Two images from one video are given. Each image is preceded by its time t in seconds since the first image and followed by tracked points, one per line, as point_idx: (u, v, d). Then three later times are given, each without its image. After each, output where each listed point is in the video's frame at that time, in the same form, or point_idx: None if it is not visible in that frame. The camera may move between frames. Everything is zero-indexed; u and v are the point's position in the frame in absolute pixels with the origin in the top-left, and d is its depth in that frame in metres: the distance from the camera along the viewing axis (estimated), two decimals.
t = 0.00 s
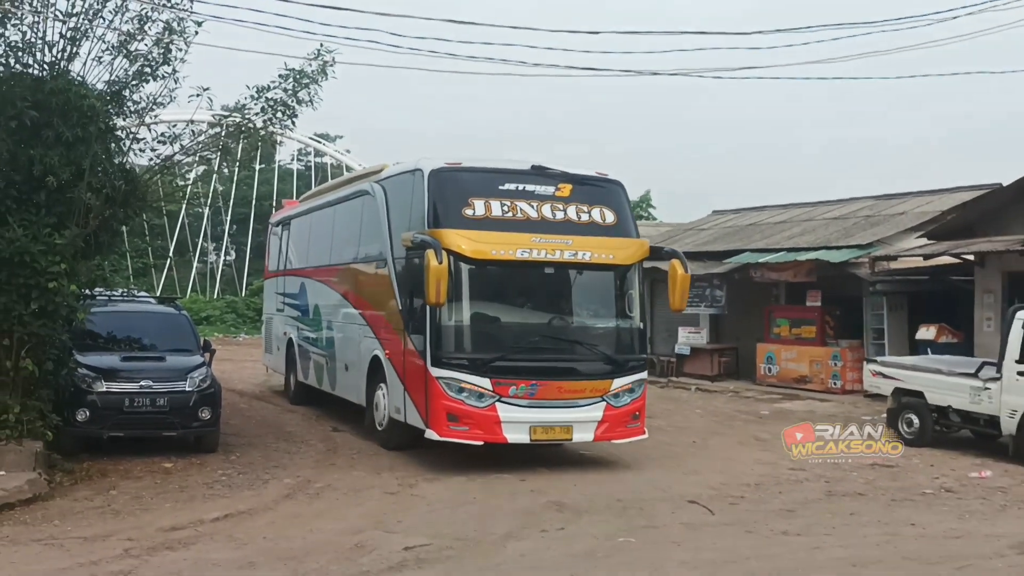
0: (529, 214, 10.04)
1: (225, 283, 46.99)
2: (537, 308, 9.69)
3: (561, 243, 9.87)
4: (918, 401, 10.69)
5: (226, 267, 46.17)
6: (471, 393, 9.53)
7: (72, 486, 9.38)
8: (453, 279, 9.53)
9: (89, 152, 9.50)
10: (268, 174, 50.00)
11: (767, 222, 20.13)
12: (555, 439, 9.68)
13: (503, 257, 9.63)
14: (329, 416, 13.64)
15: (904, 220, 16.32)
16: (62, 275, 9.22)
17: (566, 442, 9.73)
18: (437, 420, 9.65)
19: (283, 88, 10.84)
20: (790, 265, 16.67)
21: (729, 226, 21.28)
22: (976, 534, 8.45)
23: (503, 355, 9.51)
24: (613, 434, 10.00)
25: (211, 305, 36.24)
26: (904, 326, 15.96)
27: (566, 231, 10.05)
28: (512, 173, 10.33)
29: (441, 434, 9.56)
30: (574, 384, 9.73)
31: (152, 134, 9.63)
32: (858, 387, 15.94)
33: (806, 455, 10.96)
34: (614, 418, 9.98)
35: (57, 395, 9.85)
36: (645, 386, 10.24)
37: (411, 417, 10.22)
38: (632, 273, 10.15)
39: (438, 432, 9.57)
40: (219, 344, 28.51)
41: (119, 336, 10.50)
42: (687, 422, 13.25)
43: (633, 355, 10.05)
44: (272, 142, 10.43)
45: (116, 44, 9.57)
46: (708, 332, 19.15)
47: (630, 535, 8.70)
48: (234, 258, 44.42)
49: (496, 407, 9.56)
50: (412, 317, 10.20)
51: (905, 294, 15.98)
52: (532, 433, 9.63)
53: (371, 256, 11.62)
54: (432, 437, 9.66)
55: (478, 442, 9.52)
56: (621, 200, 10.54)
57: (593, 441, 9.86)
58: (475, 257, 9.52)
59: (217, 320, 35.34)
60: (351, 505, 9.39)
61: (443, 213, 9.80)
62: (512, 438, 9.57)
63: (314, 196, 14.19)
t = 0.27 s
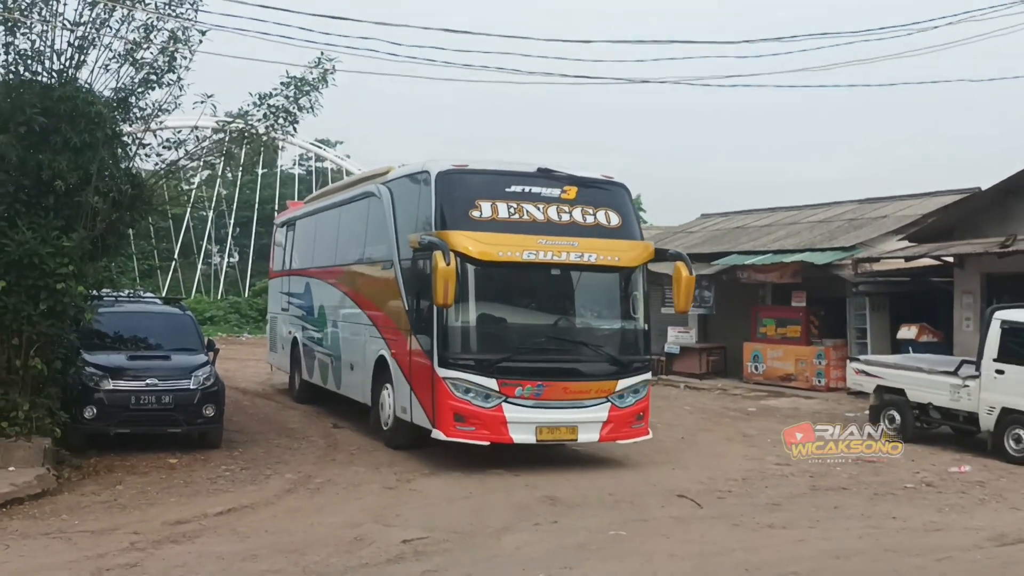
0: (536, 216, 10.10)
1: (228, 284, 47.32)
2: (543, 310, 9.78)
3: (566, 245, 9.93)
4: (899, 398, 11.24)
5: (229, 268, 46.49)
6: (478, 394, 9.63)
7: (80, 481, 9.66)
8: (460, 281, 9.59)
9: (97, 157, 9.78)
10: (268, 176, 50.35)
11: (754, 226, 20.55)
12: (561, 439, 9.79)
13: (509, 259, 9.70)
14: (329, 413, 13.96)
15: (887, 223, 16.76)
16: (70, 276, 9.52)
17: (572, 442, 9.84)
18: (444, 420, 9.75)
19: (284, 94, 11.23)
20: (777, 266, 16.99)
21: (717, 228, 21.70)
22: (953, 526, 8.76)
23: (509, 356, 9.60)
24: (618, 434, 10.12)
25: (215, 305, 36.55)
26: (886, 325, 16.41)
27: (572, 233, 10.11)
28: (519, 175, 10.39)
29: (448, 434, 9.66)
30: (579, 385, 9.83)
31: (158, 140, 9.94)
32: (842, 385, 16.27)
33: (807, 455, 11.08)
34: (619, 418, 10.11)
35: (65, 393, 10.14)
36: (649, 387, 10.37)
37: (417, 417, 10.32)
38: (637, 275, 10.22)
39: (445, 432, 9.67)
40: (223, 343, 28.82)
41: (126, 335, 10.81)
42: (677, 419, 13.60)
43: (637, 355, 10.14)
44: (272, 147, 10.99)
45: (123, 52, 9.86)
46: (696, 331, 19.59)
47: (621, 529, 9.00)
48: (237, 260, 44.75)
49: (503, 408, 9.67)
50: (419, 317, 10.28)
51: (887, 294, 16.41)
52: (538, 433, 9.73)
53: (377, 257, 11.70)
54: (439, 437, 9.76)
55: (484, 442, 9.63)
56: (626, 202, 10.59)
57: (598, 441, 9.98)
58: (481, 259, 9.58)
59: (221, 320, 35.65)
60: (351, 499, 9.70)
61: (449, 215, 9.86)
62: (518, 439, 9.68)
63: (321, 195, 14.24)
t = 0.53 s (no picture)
0: (540, 217, 10.09)
1: (230, 284, 47.68)
2: (547, 310, 9.77)
3: (570, 246, 9.92)
4: (881, 395, 11.64)
5: (232, 269, 46.82)
6: (482, 394, 9.61)
7: (87, 476, 9.96)
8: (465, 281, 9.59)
9: (103, 161, 10.09)
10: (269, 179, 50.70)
11: (741, 228, 21.00)
12: (565, 440, 9.76)
13: (513, 260, 9.70)
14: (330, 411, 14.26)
15: (869, 226, 17.21)
16: (78, 277, 9.82)
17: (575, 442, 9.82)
18: (449, 420, 9.72)
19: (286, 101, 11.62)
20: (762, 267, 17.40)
21: (705, 231, 22.14)
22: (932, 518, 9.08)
23: (513, 356, 9.58)
24: (621, 434, 10.08)
25: (219, 305, 36.88)
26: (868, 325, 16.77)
27: (575, 234, 10.10)
28: (523, 176, 10.38)
29: (452, 434, 9.64)
30: (582, 385, 9.80)
31: (163, 145, 10.25)
32: (826, 381, 16.59)
33: (807, 455, 11.13)
34: (622, 418, 10.07)
35: (73, 390, 10.44)
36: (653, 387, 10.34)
37: (422, 417, 10.30)
38: (640, 276, 10.22)
39: (449, 433, 9.65)
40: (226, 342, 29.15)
41: (131, 335, 11.12)
42: (667, 415, 13.96)
43: (641, 356, 10.12)
44: (273, 152, 11.33)
45: (129, 60, 10.17)
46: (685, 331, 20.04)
47: (612, 522, 9.31)
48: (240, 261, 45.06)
49: (507, 408, 9.63)
50: (423, 318, 10.27)
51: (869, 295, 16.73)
52: (542, 433, 9.70)
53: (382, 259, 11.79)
54: (444, 437, 9.74)
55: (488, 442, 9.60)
56: (630, 204, 10.57)
57: (602, 441, 9.95)
58: (485, 260, 9.58)
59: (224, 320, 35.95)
60: (350, 493, 10.01)
61: (454, 216, 9.86)
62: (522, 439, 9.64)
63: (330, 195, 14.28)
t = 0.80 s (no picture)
0: (542, 220, 10.21)
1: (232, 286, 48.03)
2: (550, 312, 9.88)
3: (573, 248, 10.04)
4: (863, 392, 12.01)
5: (236, 271, 47.11)
6: (486, 396, 9.70)
7: (95, 471, 10.26)
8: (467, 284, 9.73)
9: (111, 165, 10.41)
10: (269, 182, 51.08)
11: (728, 231, 21.51)
12: (568, 440, 9.86)
13: (516, 263, 9.82)
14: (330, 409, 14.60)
15: (852, 229, 17.82)
16: (86, 278, 10.13)
17: (579, 443, 9.92)
18: (453, 422, 9.79)
19: (288, 108, 12.01)
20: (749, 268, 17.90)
21: (693, 233, 22.64)
22: (911, 508, 9.44)
23: (517, 357, 9.70)
24: (624, 434, 10.14)
25: (224, 305, 37.17)
26: (851, 325, 17.25)
27: (577, 237, 10.22)
28: (525, 180, 10.51)
29: (457, 436, 9.71)
30: (586, 386, 9.92)
31: (169, 149, 10.59)
32: (812, 379, 17.11)
33: (807, 455, 11.29)
34: (625, 419, 10.15)
35: (81, 388, 10.74)
36: (656, 388, 10.43)
37: (426, 419, 10.38)
38: (641, 277, 10.33)
39: (453, 434, 9.72)
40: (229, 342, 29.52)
41: (139, 334, 11.45)
42: (659, 411, 14.34)
43: (642, 357, 10.23)
44: (278, 158, 11.49)
45: (136, 68, 10.49)
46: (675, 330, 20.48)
47: (603, 514, 9.65)
48: (244, 263, 45.37)
49: (511, 410, 9.72)
50: (428, 321, 10.39)
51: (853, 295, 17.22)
52: (546, 434, 9.80)
53: (384, 261, 11.99)
54: (447, 439, 9.81)
55: (493, 444, 9.69)
56: (630, 207, 10.71)
57: (605, 442, 10.03)
58: (489, 262, 9.70)
59: (229, 320, 36.21)
60: (351, 487, 10.35)
61: (457, 220, 9.99)
62: (526, 440, 9.74)
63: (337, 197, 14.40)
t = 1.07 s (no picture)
0: (546, 220, 10.11)
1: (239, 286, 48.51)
2: (556, 312, 9.81)
3: (578, 248, 9.95)
4: (850, 389, 12.42)
5: (243, 271, 47.55)
6: (493, 396, 9.66)
7: (107, 466, 10.52)
8: (473, 284, 9.65)
9: (123, 170, 10.74)
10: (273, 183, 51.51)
11: (719, 233, 22.12)
12: (575, 439, 9.83)
13: (521, 263, 9.73)
14: (334, 406, 14.93)
15: (840, 232, 18.65)
16: (99, 279, 10.46)
17: (586, 442, 9.88)
18: (460, 422, 9.76)
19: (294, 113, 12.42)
20: (741, 269, 18.48)
21: (685, 235, 23.21)
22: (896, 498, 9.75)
23: (523, 358, 9.63)
24: (630, 433, 10.09)
25: (232, 305, 37.61)
26: (839, 324, 17.80)
27: (582, 237, 10.12)
28: (530, 179, 10.40)
29: (464, 436, 9.67)
30: (592, 385, 9.86)
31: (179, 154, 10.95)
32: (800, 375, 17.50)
33: (808, 455, 11.43)
34: (631, 417, 10.12)
35: (94, 385, 11.09)
36: (661, 387, 10.39)
37: (433, 419, 10.35)
38: (645, 276, 10.26)
39: (461, 434, 9.68)
40: (237, 340, 29.97)
41: (149, 332, 11.83)
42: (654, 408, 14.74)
43: (648, 355, 10.17)
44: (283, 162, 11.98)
45: (147, 75, 10.86)
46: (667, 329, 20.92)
47: (598, 507, 9.98)
48: (250, 263, 45.80)
49: (517, 409, 9.69)
50: (435, 321, 10.34)
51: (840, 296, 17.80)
52: (552, 434, 9.77)
53: (390, 262, 12.14)
54: (454, 439, 9.78)
55: (500, 444, 9.66)
56: (634, 206, 10.60)
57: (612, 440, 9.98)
58: (494, 263, 9.62)
59: (237, 319, 36.66)
60: (355, 480, 10.70)
61: (462, 220, 9.90)
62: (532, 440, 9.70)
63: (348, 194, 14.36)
